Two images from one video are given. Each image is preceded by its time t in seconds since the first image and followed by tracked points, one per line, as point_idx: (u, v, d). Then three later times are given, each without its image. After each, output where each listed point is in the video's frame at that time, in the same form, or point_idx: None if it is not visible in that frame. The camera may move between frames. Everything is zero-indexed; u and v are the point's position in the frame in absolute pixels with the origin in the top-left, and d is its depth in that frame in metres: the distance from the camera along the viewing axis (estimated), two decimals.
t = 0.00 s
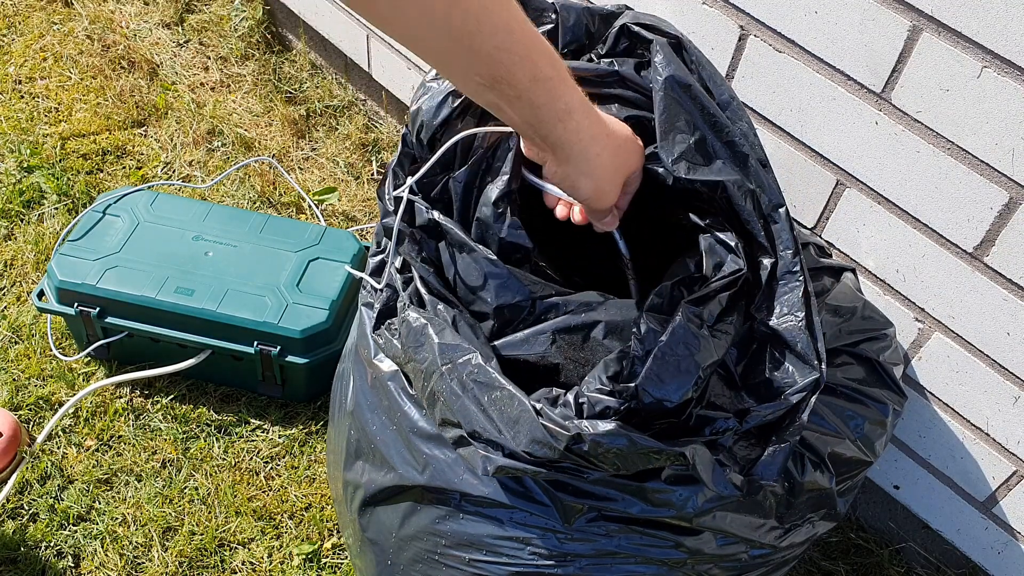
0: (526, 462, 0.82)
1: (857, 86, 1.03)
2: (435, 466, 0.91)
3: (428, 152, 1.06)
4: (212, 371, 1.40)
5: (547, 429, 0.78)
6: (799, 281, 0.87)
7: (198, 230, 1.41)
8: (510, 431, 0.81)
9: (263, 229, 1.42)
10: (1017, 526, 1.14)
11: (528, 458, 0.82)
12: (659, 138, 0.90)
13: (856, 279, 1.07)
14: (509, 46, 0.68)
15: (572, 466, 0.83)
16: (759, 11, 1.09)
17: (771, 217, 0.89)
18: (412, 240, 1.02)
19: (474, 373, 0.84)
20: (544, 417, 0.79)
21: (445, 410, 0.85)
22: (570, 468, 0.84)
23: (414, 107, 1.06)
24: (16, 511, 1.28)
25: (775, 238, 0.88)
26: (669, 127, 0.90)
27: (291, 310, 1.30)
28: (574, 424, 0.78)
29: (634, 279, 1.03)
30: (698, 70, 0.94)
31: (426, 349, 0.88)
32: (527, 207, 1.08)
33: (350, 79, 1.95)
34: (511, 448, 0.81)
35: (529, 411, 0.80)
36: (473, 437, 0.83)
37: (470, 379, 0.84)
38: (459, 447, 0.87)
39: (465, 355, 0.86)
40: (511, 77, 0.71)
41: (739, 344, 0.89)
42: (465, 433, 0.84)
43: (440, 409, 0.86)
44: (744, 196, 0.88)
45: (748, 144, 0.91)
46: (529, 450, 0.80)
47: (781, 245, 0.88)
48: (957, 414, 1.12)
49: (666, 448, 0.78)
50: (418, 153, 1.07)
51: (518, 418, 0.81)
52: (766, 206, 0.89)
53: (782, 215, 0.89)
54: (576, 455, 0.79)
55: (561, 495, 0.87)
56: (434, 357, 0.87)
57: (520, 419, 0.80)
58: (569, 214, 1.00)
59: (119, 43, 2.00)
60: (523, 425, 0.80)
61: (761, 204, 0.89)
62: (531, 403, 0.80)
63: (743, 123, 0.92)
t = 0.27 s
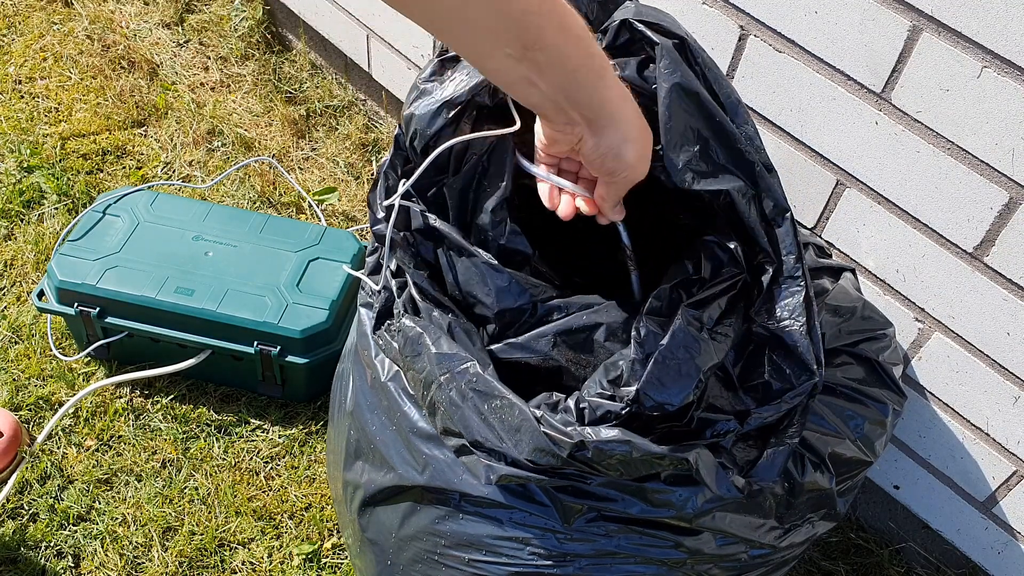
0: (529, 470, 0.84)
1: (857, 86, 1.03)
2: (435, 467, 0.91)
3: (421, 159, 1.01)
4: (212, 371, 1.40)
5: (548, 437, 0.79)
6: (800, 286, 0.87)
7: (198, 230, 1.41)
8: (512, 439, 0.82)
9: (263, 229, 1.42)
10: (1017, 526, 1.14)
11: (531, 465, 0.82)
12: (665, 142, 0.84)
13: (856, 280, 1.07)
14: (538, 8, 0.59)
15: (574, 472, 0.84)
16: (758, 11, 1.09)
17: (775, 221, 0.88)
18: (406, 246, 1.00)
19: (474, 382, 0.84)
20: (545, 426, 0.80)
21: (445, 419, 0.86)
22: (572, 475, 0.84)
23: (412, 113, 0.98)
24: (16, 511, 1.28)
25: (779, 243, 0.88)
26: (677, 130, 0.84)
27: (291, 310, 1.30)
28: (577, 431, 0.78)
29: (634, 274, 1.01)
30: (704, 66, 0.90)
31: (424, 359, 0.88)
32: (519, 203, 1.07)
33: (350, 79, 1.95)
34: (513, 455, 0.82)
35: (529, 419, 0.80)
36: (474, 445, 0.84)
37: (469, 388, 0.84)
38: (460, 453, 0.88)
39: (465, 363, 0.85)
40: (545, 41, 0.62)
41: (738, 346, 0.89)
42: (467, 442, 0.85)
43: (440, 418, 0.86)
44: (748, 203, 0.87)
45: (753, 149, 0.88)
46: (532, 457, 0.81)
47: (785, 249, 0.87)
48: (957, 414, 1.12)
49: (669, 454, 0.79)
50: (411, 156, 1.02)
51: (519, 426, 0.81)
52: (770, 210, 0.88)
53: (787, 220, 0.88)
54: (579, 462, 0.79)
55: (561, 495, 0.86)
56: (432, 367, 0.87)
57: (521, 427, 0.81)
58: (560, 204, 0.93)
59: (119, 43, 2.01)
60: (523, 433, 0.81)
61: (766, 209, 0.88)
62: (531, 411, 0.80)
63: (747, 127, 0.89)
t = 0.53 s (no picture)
0: (535, 478, 0.82)
1: (857, 86, 1.02)
2: (434, 467, 0.91)
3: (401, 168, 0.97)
4: (212, 371, 1.40)
5: (551, 445, 0.78)
6: (794, 272, 0.88)
7: (198, 230, 1.41)
8: (514, 450, 0.80)
9: (263, 229, 1.42)
10: (1017, 526, 1.14)
11: (535, 475, 0.81)
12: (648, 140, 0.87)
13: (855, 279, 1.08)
14: None
15: (582, 478, 0.82)
16: (758, 11, 1.09)
17: (762, 209, 0.89)
18: (393, 259, 0.96)
19: (473, 395, 0.83)
20: (547, 433, 0.79)
21: (448, 435, 0.84)
22: (582, 481, 0.83)
23: (381, 124, 0.95)
24: (16, 511, 1.28)
25: (770, 232, 0.89)
26: (657, 128, 0.86)
27: (291, 310, 1.30)
28: (581, 437, 0.77)
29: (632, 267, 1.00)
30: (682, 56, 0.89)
31: (420, 375, 0.86)
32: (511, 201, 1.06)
33: (350, 79, 1.96)
34: (518, 467, 0.81)
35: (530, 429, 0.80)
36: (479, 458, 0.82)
37: (468, 402, 0.82)
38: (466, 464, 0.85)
39: (461, 377, 0.84)
40: None
41: (738, 336, 0.91)
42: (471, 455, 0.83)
43: (443, 433, 0.84)
44: (732, 195, 0.88)
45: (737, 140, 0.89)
46: (537, 468, 0.80)
47: (776, 238, 0.88)
48: (957, 414, 1.12)
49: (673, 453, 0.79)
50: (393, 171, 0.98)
51: (521, 436, 0.80)
52: (758, 198, 0.88)
53: (775, 206, 0.89)
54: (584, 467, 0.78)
55: (559, 496, 0.86)
56: (429, 383, 0.85)
57: (523, 437, 0.80)
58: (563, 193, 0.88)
59: (119, 43, 2.01)
60: (524, 442, 0.80)
61: (754, 197, 0.89)
62: (532, 420, 0.80)
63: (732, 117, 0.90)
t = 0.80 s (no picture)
0: (539, 480, 0.82)
1: (857, 86, 1.02)
2: (434, 467, 0.91)
3: (395, 167, 0.97)
4: (212, 371, 1.40)
5: (554, 448, 0.78)
6: (795, 270, 0.88)
7: (198, 230, 1.41)
8: (518, 452, 0.80)
9: (263, 229, 1.42)
10: (1017, 526, 1.14)
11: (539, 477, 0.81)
12: (642, 137, 0.87)
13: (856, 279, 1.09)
14: None
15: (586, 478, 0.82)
16: (758, 11, 1.09)
17: (761, 205, 0.90)
18: (391, 259, 0.96)
19: (475, 398, 0.83)
20: (550, 436, 0.79)
21: (452, 438, 0.84)
22: (586, 481, 0.83)
23: (369, 124, 0.94)
24: (16, 511, 1.28)
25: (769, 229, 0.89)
26: (652, 125, 0.86)
27: (291, 310, 1.30)
28: (585, 441, 0.77)
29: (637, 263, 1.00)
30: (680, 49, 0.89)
31: (422, 377, 0.86)
32: (508, 201, 1.05)
33: (350, 79, 1.96)
34: (523, 469, 0.81)
35: (535, 432, 0.79)
36: (483, 461, 0.83)
37: (471, 404, 0.82)
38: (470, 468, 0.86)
39: (463, 380, 0.84)
40: None
41: (741, 335, 0.90)
42: (474, 458, 0.83)
43: (446, 436, 0.85)
44: (727, 193, 0.89)
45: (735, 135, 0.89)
46: (541, 469, 0.80)
47: (773, 235, 0.89)
48: (957, 414, 1.12)
49: (677, 455, 0.78)
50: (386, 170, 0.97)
51: (525, 438, 0.80)
52: (756, 194, 0.90)
53: (771, 202, 0.90)
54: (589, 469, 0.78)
55: (559, 495, 0.86)
56: (432, 386, 0.85)
57: (526, 440, 0.80)
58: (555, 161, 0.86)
59: (119, 43, 2.00)
60: (529, 444, 0.80)
61: (751, 193, 0.90)
62: (535, 423, 0.80)
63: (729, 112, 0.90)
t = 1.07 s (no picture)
0: (537, 475, 0.82)
1: (857, 86, 1.02)
2: (434, 465, 0.91)
3: (383, 172, 0.98)
4: (212, 371, 1.40)
5: (552, 441, 0.77)
6: (788, 260, 0.89)
7: (198, 230, 1.40)
8: (517, 448, 0.80)
9: (263, 229, 1.42)
10: (1016, 526, 1.14)
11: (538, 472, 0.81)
12: (621, 127, 0.86)
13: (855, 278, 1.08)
14: None
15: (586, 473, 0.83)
16: (758, 11, 1.09)
17: (751, 195, 0.90)
18: (384, 262, 0.95)
19: (473, 394, 0.83)
20: (547, 429, 0.78)
21: (450, 435, 0.83)
22: (585, 476, 0.83)
23: (352, 129, 0.96)
24: (16, 511, 1.28)
25: (762, 218, 0.89)
26: (632, 115, 0.85)
27: (291, 310, 1.30)
28: (582, 434, 0.76)
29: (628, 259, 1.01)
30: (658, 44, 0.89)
31: (420, 376, 0.86)
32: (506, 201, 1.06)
33: (350, 79, 1.96)
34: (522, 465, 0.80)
35: (533, 427, 0.79)
36: (481, 458, 0.82)
37: (468, 402, 0.82)
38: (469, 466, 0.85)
39: (460, 376, 0.84)
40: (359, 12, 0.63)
41: (741, 325, 0.91)
42: (473, 456, 0.83)
43: (445, 433, 0.84)
44: (713, 187, 0.89)
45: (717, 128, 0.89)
46: (540, 465, 0.79)
47: (767, 223, 0.89)
48: (957, 414, 1.12)
49: (676, 447, 0.78)
50: (373, 174, 0.99)
51: (523, 433, 0.80)
52: (745, 184, 0.89)
53: (761, 192, 0.89)
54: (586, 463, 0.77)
55: (560, 492, 0.86)
56: (429, 383, 0.85)
57: (525, 437, 0.79)
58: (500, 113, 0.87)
59: (119, 43, 2.00)
60: (528, 440, 0.79)
61: (740, 184, 0.90)
62: (532, 417, 0.79)
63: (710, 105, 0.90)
